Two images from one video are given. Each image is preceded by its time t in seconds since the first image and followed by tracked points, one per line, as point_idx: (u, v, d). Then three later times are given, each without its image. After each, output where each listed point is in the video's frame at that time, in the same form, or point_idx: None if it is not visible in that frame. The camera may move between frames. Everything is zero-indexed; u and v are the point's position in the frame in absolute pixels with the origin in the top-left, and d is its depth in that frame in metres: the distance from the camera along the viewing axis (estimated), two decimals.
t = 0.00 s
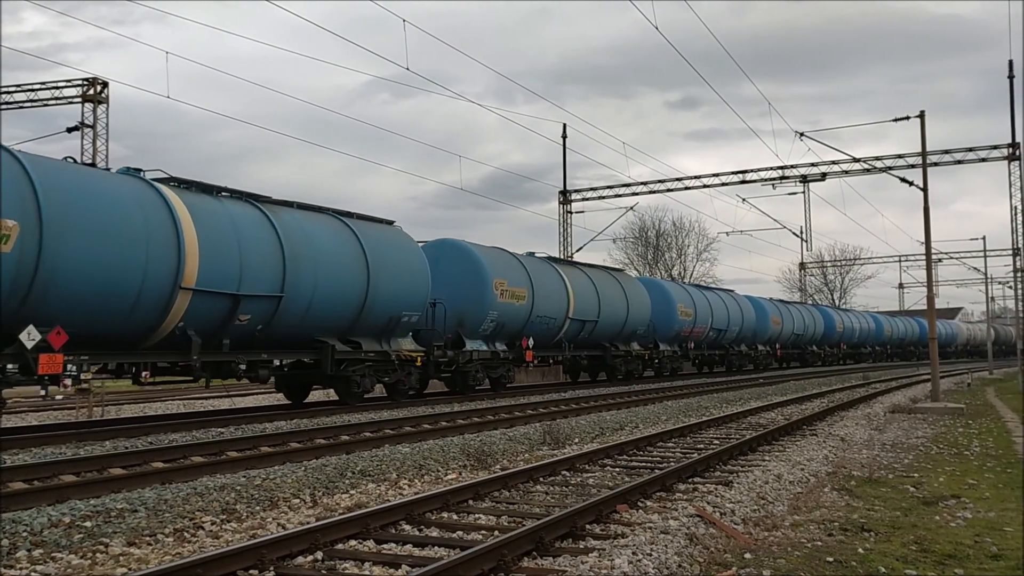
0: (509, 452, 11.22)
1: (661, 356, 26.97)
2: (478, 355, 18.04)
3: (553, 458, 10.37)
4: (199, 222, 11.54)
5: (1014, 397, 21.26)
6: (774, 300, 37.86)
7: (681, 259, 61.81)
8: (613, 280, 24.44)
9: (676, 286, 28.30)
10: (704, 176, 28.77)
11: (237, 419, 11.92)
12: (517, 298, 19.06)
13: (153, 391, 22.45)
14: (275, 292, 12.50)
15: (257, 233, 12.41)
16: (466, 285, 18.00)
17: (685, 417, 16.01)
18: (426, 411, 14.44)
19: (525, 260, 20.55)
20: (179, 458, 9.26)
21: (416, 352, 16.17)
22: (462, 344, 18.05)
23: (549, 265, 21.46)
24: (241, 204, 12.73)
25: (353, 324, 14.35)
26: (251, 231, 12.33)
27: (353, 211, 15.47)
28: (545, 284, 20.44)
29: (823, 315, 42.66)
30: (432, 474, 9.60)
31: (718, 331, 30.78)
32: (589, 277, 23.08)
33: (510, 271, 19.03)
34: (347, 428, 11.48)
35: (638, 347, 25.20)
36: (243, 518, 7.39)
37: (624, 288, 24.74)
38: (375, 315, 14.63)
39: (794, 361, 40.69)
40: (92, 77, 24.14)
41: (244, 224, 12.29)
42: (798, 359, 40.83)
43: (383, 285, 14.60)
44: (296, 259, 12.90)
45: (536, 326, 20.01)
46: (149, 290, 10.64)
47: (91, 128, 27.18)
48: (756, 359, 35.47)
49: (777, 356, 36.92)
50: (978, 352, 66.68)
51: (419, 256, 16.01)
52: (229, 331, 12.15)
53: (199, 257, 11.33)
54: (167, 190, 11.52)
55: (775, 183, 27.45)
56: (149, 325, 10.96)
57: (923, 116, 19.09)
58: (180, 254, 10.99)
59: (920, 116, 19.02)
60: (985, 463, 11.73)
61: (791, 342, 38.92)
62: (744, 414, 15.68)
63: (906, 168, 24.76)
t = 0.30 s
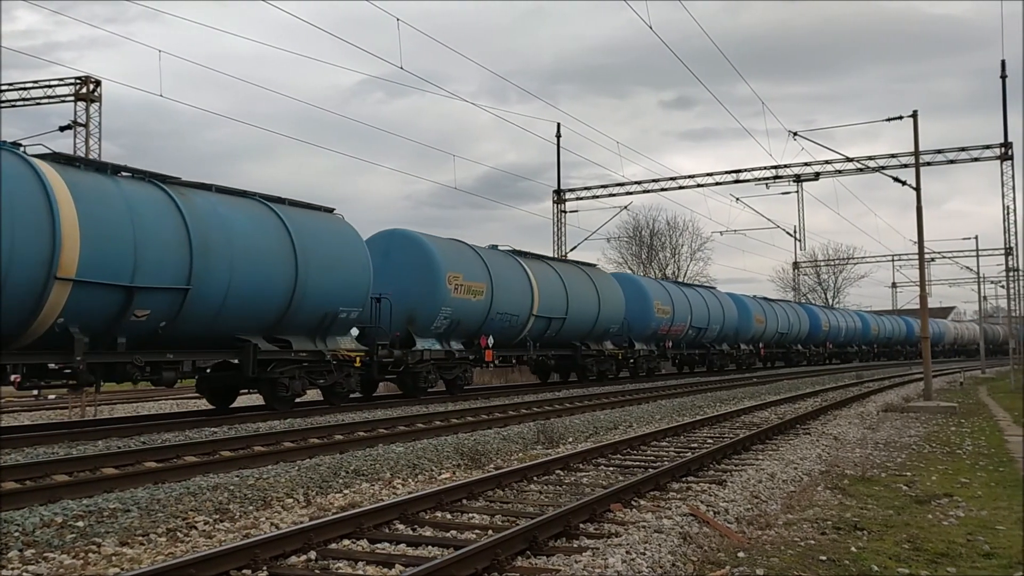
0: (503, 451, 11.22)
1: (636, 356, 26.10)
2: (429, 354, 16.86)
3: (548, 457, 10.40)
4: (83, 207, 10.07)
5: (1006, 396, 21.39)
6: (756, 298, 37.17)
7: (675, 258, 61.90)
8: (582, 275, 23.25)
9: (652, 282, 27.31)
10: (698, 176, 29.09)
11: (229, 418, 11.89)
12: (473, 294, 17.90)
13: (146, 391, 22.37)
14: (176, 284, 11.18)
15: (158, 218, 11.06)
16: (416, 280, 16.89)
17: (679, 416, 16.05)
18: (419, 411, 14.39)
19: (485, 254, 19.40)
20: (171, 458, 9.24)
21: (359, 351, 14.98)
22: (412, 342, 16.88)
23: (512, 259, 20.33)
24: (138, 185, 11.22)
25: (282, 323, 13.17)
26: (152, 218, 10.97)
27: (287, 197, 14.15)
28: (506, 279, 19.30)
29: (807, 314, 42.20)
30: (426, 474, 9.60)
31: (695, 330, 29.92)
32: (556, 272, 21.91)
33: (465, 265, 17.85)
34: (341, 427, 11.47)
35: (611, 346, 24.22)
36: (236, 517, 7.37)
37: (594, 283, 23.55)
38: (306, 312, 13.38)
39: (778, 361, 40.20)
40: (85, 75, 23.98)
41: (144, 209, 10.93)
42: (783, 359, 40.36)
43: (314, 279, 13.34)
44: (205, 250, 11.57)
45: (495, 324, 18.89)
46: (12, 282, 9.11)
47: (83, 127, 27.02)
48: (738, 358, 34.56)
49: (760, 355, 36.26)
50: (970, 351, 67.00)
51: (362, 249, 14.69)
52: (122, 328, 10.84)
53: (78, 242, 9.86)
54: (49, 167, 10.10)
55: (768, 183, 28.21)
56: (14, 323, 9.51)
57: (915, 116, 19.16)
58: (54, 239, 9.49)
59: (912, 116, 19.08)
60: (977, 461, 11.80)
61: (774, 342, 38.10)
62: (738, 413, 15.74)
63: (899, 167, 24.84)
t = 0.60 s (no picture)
0: (496, 450, 11.25)
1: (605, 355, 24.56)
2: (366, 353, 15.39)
3: (541, 456, 10.44)
4: None
5: (995, 395, 21.56)
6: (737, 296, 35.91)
7: (668, 257, 62.04)
8: (545, 270, 21.81)
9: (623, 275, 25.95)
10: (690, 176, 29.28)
11: (223, 417, 11.89)
12: (417, 289, 16.47)
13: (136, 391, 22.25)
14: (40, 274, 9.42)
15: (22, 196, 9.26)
16: (351, 271, 15.51)
17: (672, 414, 16.11)
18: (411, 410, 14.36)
19: (434, 244, 17.90)
20: (163, 458, 9.21)
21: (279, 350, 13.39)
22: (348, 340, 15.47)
23: (465, 251, 18.85)
24: None
25: (179, 320, 11.53)
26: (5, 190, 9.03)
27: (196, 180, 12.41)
28: (457, 272, 17.86)
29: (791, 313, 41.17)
30: (418, 473, 9.58)
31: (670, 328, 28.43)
32: (516, 265, 20.48)
33: (409, 257, 16.42)
34: (334, 426, 11.46)
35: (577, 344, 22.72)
36: (228, 517, 7.35)
37: (557, 278, 22.14)
38: (210, 305, 11.74)
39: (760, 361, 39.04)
40: (77, 73, 23.82)
41: None
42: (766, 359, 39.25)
43: (217, 268, 11.69)
44: (78, 234, 9.83)
45: (443, 321, 17.43)
46: None
47: (74, 127, 26.83)
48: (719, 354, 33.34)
49: (741, 355, 34.96)
50: (960, 351, 67.41)
51: (280, 234, 13.05)
52: None
53: None
54: None
55: (759, 182, 28.53)
56: None
57: (907, 116, 19.24)
58: None
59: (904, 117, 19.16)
60: (968, 460, 11.88)
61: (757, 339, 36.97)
62: (730, 412, 15.80)
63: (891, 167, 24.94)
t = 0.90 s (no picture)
0: (492, 450, 11.24)
1: (576, 355, 23.22)
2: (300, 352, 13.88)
3: (536, 456, 10.44)
4: None
5: (988, 394, 21.73)
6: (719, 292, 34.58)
7: (663, 257, 62.14)
8: (511, 264, 20.25)
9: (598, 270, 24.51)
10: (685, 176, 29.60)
11: (218, 417, 11.87)
12: (362, 283, 14.90)
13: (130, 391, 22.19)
14: None
15: None
16: (284, 262, 13.90)
17: (666, 414, 16.12)
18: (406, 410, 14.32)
19: (384, 234, 16.28)
20: (157, 457, 9.18)
21: (190, 350, 11.78)
22: (280, 339, 13.94)
23: (421, 242, 17.27)
24: None
25: (65, 317, 9.87)
26: None
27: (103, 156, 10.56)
28: (410, 265, 16.29)
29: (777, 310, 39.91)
30: (413, 473, 9.57)
31: (648, 326, 27.05)
32: (477, 258, 18.92)
33: (352, 248, 14.84)
34: (329, 426, 11.44)
35: (545, 343, 21.37)
36: (222, 517, 7.34)
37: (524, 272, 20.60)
38: (103, 295, 9.98)
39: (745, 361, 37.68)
40: (71, 72, 23.67)
41: None
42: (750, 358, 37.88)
43: (115, 262, 9.99)
44: None
45: (393, 318, 15.91)
46: None
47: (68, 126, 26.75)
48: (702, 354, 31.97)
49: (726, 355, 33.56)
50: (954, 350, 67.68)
51: (197, 221, 11.32)
52: None
53: None
54: None
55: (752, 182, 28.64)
56: None
57: (900, 116, 19.29)
58: None
59: (898, 117, 19.20)
60: (962, 458, 11.95)
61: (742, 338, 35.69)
62: (725, 411, 15.83)
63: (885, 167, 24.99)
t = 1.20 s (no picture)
0: (488, 450, 11.25)
1: (548, 356, 21.83)
2: (224, 353, 12.45)
3: (533, 456, 10.44)
4: None
5: (984, 394, 21.81)
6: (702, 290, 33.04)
7: (660, 258, 62.18)
8: (473, 258, 18.88)
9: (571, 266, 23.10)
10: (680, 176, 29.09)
11: (215, 417, 11.85)
12: (296, 278, 13.50)
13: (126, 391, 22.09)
14: None
15: None
16: (204, 254, 12.37)
17: (663, 414, 16.15)
18: (403, 410, 14.31)
19: (326, 224, 14.85)
20: (154, 458, 9.16)
21: (81, 352, 10.49)
22: (200, 339, 12.47)
23: (370, 233, 15.87)
24: None
25: None
26: None
27: None
28: (355, 258, 14.93)
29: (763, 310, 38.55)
30: (410, 473, 9.57)
31: (626, 326, 25.62)
32: (433, 252, 17.53)
33: (285, 239, 13.44)
34: (326, 427, 11.44)
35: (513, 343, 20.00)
36: (219, 518, 7.32)
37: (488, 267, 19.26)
38: None
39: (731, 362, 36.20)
40: (68, 72, 23.61)
41: None
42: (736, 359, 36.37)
43: None
44: None
45: (335, 316, 14.52)
46: None
47: (64, 126, 26.63)
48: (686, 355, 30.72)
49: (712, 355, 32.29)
50: (950, 351, 67.87)
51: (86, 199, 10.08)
52: None
53: None
54: None
55: (751, 183, 27.96)
56: None
57: (897, 117, 19.37)
58: None
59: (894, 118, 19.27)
60: (957, 459, 11.99)
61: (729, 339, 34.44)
62: (722, 412, 15.85)
63: (881, 168, 25.05)
